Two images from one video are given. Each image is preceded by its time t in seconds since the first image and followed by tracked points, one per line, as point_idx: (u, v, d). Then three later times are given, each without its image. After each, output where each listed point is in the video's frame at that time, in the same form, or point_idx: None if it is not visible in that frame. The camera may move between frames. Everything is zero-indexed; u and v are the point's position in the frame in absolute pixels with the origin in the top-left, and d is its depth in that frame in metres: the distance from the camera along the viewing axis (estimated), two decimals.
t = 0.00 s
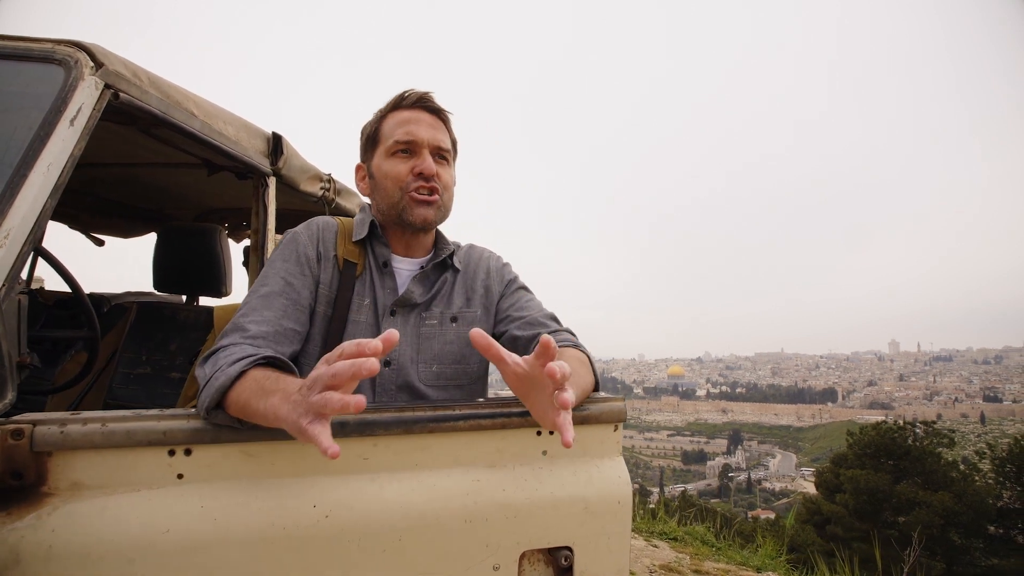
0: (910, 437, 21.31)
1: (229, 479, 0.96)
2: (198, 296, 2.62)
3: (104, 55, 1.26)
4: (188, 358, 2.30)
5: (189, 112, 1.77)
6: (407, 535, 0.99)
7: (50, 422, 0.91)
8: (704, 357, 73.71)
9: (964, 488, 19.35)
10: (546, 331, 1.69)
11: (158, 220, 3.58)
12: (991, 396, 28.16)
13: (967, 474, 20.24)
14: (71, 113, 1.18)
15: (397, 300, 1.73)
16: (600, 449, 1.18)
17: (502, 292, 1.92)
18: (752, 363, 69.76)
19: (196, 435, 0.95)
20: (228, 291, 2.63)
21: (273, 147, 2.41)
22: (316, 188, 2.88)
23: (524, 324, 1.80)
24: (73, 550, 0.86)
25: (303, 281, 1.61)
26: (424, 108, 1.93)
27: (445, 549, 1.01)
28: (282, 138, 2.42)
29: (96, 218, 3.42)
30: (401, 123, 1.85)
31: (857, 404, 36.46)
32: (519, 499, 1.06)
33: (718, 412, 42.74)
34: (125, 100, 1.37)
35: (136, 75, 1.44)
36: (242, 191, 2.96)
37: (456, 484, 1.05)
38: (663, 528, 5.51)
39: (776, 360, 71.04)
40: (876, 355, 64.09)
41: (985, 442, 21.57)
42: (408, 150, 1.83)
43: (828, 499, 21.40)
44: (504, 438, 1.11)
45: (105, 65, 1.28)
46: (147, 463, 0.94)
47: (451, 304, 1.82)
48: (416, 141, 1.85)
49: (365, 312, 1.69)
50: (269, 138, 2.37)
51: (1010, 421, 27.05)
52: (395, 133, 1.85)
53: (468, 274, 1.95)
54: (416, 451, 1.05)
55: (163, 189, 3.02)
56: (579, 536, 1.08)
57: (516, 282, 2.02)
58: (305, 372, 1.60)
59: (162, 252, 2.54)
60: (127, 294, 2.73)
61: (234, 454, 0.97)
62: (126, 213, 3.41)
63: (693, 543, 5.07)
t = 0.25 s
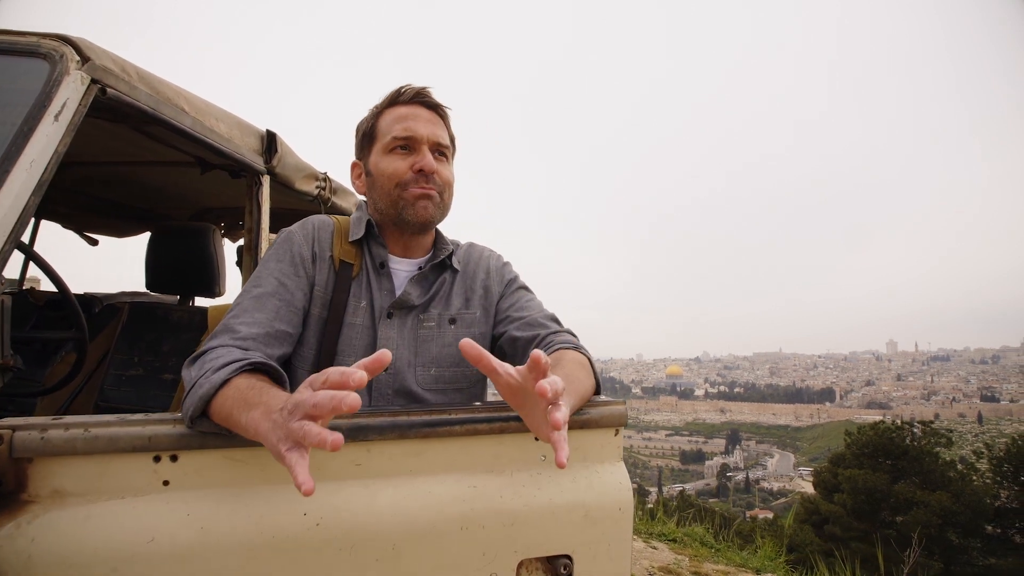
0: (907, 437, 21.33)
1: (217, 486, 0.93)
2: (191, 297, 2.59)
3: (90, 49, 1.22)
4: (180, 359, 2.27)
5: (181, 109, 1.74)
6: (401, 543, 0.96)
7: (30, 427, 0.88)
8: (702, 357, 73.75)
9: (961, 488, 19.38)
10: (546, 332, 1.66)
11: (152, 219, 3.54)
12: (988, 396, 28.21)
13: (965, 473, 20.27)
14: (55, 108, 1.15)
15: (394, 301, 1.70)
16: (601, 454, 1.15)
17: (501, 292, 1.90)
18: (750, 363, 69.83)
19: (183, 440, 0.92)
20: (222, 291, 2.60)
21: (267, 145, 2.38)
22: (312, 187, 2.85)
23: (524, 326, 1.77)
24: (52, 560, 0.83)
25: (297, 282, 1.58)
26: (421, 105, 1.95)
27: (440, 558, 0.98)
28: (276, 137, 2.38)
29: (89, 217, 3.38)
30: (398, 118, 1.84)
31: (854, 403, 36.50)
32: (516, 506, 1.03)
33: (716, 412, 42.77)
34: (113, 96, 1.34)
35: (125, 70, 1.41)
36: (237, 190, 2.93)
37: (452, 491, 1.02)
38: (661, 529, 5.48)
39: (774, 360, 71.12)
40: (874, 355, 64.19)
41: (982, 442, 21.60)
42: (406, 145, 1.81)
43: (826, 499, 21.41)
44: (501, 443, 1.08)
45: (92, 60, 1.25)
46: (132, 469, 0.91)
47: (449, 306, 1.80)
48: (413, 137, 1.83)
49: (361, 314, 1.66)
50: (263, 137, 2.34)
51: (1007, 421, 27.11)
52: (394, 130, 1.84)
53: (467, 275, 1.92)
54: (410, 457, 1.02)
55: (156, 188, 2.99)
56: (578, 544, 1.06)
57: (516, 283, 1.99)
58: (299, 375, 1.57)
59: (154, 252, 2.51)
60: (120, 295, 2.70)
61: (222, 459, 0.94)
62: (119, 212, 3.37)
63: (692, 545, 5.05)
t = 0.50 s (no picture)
0: (906, 437, 21.34)
1: (204, 496, 0.90)
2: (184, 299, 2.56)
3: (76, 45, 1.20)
4: (174, 362, 2.24)
5: (172, 108, 1.72)
6: (394, 554, 0.94)
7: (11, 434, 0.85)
8: (701, 357, 73.79)
9: (959, 487, 19.38)
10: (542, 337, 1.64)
11: (146, 220, 3.51)
12: (986, 396, 28.24)
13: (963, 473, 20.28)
14: (40, 106, 1.12)
15: (391, 308, 1.69)
16: (599, 462, 1.12)
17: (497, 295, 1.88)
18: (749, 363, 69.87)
19: (170, 449, 0.90)
20: (216, 293, 2.57)
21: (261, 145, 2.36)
22: (307, 187, 2.83)
23: (520, 331, 1.75)
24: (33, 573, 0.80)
25: (293, 287, 1.55)
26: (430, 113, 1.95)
27: (434, 569, 0.95)
28: (270, 136, 2.37)
29: (82, 217, 3.34)
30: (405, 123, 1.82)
31: (853, 403, 36.53)
32: (512, 515, 1.01)
33: (715, 412, 42.78)
34: (100, 94, 1.31)
35: (113, 69, 1.38)
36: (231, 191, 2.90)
37: (446, 500, 0.99)
38: (660, 531, 5.45)
39: (773, 360, 71.17)
40: (872, 355, 64.28)
41: (980, 442, 21.62)
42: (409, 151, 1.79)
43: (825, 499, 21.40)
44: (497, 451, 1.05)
45: (78, 57, 1.22)
46: (117, 478, 0.88)
47: (446, 311, 1.78)
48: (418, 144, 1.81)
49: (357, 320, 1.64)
50: (257, 137, 2.31)
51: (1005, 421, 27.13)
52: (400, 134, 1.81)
53: (464, 280, 1.91)
54: (404, 466, 1.00)
55: (150, 188, 2.95)
56: (576, 553, 1.03)
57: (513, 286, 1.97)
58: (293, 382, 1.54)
59: (147, 253, 2.48)
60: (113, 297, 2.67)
61: (210, 469, 0.92)
62: (113, 212, 3.33)
63: (691, 547, 5.02)
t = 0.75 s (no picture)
0: (904, 437, 21.37)
1: (197, 505, 0.88)
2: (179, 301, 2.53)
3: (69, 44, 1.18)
4: (170, 364, 2.21)
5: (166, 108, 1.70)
6: (392, 565, 0.92)
7: None
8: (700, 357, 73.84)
9: (957, 487, 19.41)
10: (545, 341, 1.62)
11: (143, 220, 3.48)
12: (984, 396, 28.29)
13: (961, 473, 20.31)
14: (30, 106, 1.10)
15: (390, 308, 1.65)
16: (601, 470, 1.11)
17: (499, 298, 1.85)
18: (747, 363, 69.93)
19: (162, 457, 0.88)
20: (213, 295, 2.55)
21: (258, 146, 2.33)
22: (304, 188, 2.81)
23: (522, 334, 1.72)
24: None
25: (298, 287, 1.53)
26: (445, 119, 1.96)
27: None
28: (267, 136, 2.35)
29: (77, 217, 3.31)
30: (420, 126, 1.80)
31: (851, 404, 36.57)
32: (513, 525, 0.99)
33: (713, 412, 42.79)
34: (93, 94, 1.29)
35: (106, 68, 1.36)
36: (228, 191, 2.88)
37: (446, 509, 0.98)
38: (659, 533, 5.44)
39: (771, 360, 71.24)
40: (871, 355, 64.36)
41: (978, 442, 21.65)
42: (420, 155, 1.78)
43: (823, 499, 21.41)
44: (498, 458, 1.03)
45: (70, 56, 1.20)
46: (108, 487, 0.86)
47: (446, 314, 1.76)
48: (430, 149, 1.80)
49: (356, 322, 1.62)
50: (254, 137, 2.29)
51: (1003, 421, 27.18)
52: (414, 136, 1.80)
53: (465, 282, 1.89)
54: (403, 474, 0.98)
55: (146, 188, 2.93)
56: (578, 564, 1.01)
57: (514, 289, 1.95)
58: (292, 386, 1.51)
59: (141, 255, 2.46)
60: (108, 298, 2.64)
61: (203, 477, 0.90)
62: (108, 212, 3.31)
63: (690, 549, 5.00)
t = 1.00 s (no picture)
0: (903, 437, 21.40)
1: (186, 511, 0.86)
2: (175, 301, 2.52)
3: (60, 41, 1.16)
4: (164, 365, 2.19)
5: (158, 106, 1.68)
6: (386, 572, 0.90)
7: None
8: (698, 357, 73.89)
9: (956, 487, 19.43)
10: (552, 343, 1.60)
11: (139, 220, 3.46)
12: (982, 396, 28.33)
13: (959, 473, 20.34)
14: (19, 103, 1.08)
15: (384, 307, 1.63)
16: (600, 473, 1.09)
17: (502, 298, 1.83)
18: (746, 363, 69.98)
19: (152, 462, 0.86)
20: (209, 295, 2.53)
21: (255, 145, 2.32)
22: (301, 187, 2.79)
23: (529, 336, 1.71)
24: None
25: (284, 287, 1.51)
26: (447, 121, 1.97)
27: None
28: (262, 135, 2.33)
29: (72, 217, 3.29)
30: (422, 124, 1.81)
31: (850, 404, 36.60)
32: (510, 531, 0.97)
33: (712, 412, 42.81)
34: (84, 92, 1.27)
35: (98, 65, 1.34)
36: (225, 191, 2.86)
37: (441, 515, 0.95)
38: (658, 534, 5.41)
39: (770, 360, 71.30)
40: (869, 355, 64.44)
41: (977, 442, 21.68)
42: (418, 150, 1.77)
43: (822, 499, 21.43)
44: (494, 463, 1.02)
45: (61, 53, 1.18)
46: (96, 493, 0.84)
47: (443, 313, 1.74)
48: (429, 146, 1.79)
49: (349, 322, 1.59)
50: (250, 136, 2.27)
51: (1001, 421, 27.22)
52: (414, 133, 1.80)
53: (464, 281, 1.88)
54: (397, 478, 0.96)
55: (141, 188, 2.91)
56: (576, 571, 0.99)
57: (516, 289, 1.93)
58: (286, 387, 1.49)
59: (135, 255, 2.44)
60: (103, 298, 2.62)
61: (193, 482, 0.88)
62: (104, 212, 3.28)
63: (689, 550, 4.98)
